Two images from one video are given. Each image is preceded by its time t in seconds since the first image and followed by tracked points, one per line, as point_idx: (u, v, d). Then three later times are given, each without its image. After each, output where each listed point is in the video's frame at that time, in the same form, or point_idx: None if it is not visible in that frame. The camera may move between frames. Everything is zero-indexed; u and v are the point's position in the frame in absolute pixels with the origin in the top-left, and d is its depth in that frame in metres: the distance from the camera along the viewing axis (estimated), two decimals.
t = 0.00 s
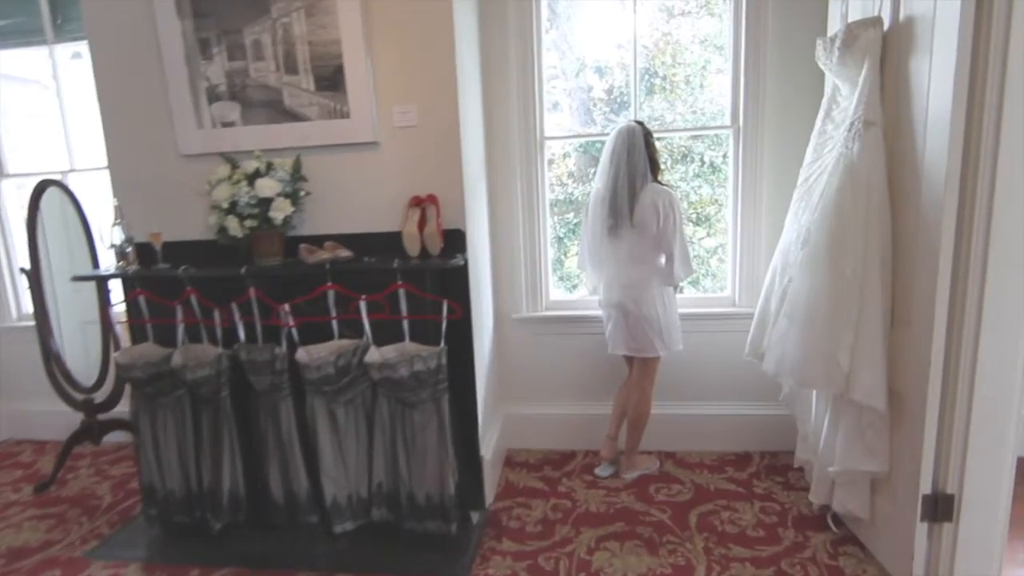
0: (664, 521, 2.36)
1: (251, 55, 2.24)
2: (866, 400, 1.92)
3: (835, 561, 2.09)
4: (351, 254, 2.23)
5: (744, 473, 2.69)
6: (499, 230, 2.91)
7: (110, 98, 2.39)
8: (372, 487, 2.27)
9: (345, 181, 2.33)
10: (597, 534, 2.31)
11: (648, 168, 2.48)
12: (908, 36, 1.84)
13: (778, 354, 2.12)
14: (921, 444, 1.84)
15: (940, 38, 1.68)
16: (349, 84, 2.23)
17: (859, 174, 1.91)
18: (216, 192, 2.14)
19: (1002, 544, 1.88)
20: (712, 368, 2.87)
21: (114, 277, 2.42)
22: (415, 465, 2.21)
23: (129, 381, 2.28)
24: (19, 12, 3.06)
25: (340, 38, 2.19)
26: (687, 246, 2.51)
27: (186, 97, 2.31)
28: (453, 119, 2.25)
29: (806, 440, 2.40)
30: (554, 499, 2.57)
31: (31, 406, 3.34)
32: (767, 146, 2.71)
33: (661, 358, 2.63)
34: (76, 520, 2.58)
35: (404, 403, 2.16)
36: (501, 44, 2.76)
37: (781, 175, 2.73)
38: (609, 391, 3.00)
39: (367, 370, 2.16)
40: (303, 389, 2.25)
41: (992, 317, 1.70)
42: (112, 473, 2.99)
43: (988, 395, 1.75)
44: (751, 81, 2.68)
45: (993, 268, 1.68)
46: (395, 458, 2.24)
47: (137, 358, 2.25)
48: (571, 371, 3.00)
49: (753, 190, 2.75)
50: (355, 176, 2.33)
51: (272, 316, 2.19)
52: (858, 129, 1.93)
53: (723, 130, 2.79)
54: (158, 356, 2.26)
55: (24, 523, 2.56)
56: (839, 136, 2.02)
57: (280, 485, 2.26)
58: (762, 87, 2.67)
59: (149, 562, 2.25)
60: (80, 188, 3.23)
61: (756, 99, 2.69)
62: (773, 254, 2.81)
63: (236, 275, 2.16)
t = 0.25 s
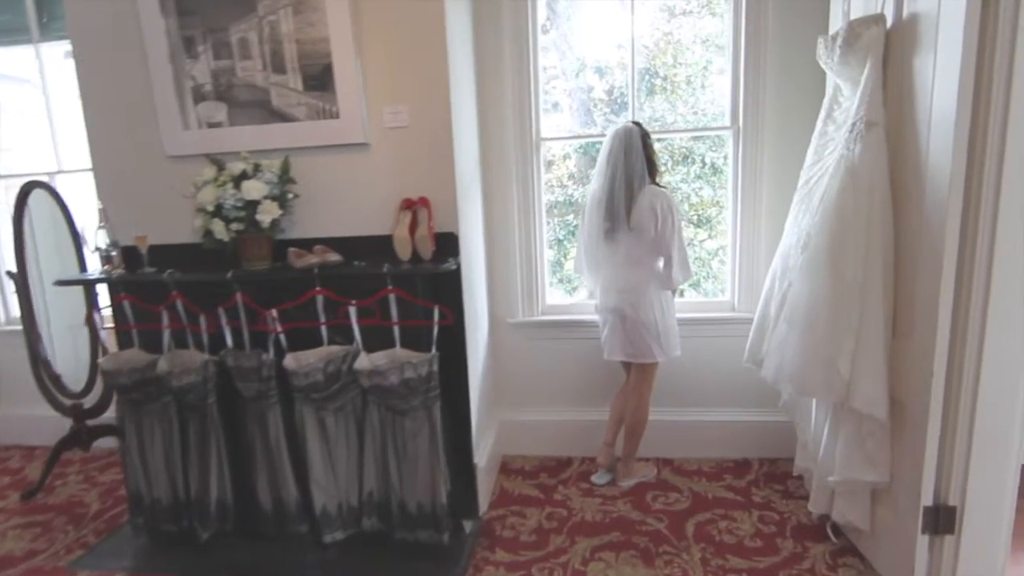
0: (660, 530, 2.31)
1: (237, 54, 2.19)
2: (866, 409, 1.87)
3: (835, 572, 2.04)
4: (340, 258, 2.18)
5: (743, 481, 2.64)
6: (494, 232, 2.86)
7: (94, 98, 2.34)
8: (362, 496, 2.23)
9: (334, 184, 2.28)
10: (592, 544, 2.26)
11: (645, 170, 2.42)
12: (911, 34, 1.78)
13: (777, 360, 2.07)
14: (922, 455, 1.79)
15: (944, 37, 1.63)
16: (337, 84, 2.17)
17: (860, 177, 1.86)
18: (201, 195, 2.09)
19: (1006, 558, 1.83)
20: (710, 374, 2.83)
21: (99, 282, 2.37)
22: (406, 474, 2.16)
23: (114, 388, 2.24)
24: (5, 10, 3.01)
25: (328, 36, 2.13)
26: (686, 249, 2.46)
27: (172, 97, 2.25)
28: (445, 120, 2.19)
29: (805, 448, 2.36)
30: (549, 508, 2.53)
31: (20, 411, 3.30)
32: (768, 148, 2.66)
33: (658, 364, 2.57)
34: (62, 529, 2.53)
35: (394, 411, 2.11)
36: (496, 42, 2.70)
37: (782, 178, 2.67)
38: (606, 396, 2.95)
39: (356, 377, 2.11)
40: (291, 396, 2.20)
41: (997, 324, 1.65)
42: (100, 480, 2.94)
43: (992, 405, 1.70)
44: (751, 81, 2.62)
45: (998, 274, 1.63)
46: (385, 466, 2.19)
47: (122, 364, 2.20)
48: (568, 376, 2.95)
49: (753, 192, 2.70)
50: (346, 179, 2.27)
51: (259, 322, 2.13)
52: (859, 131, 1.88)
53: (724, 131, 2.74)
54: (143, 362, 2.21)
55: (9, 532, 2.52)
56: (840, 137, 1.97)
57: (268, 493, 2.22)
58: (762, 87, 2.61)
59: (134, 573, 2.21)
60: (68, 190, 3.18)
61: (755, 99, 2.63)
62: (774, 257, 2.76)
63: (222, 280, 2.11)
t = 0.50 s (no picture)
0: (657, 540, 2.26)
1: (224, 52, 2.13)
2: (868, 418, 1.82)
3: None
4: (329, 262, 2.12)
5: (741, 488, 2.60)
6: (488, 235, 2.81)
7: (78, 98, 2.28)
8: (352, 504, 2.17)
9: (323, 186, 2.23)
10: (586, 553, 2.21)
11: (642, 171, 2.37)
12: (915, 32, 1.73)
13: (777, 367, 2.02)
14: (925, 465, 1.74)
15: (949, 35, 1.57)
16: (326, 83, 2.12)
17: (862, 179, 1.81)
18: (186, 197, 2.04)
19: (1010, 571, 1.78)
20: (708, 379, 2.78)
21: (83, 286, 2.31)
22: (396, 482, 2.11)
23: (98, 395, 2.18)
24: None
25: (316, 34, 2.08)
26: (683, 252, 2.41)
27: (157, 97, 2.20)
28: (436, 120, 2.14)
29: (805, 455, 2.31)
30: (543, 516, 2.48)
31: (8, 416, 3.24)
32: (768, 150, 2.61)
33: (656, 370, 2.52)
34: (47, 537, 2.48)
35: (384, 418, 2.06)
36: (491, 41, 2.65)
37: (783, 181, 2.62)
38: (603, 402, 2.90)
39: (344, 384, 2.06)
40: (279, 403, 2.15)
41: (1002, 331, 1.60)
42: (88, 486, 2.89)
43: (997, 414, 1.65)
44: (751, 82, 2.58)
45: (1004, 279, 1.58)
46: (375, 474, 2.14)
47: (106, 370, 2.15)
48: (564, 381, 2.90)
49: (753, 194, 2.65)
50: (335, 180, 2.22)
51: (245, 327, 2.08)
52: (860, 131, 1.83)
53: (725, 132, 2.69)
54: (127, 368, 2.16)
55: None
56: (841, 138, 1.92)
57: (255, 502, 2.17)
58: (762, 88, 2.57)
59: None
60: (56, 191, 3.12)
61: (755, 100, 2.58)
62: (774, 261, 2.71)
63: (207, 284, 2.05)
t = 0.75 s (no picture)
0: (653, 550, 2.22)
1: (210, 51, 2.09)
2: (869, 427, 1.77)
3: None
4: (318, 265, 2.07)
5: (740, 497, 2.54)
6: (483, 237, 2.76)
7: (63, 97, 2.24)
8: (341, 513, 2.13)
9: (312, 187, 2.18)
10: (581, 564, 2.17)
11: (639, 172, 2.31)
12: (919, 28, 1.67)
13: (776, 374, 1.96)
14: (928, 477, 1.68)
15: (954, 31, 1.52)
16: (314, 82, 2.08)
17: (863, 180, 1.76)
18: (171, 199, 1.99)
19: None
20: (707, 384, 2.73)
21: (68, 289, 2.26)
22: (386, 491, 2.06)
23: (82, 401, 2.14)
24: None
25: (304, 32, 2.04)
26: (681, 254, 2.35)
27: (143, 97, 2.16)
28: (427, 120, 2.09)
29: (805, 465, 2.26)
30: (538, 524, 2.43)
31: None
32: (768, 151, 2.55)
33: (653, 375, 2.47)
34: (35, 543, 2.44)
35: (374, 426, 2.01)
36: (486, 40, 2.60)
37: (785, 183, 2.57)
38: (600, 407, 2.85)
39: (333, 390, 2.01)
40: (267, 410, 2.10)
41: (1008, 339, 1.55)
42: (79, 492, 2.85)
43: (1003, 425, 1.59)
44: (751, 81, 2.52)
45: (1011, 285, 1.52)
46: (364, 482, 2.09)
47: (91, 376, 2.11)
48: (560, 386, 2.86)
49: (752, 196, 2.60)
50: (325, 182, 2.18)
51: (231, 332, 2.03)
52: (862, 131, 1.77)
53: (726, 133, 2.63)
54: (112, 373, 2.12)
55: None
56: (842, 139, 1.86)
57: (243, 510, 2.12)
58: (763, 87, 2.51)
59: None
60: (46, 193, 3.08)
61: (755, 100, 2.52)
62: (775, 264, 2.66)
63: (192, 288, 2.01)
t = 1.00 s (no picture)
0: (649, 561, 2.16)
1: (199, 51, 2.06)
2: (871, 437, 1.71)
3: None
4: (306, 268, 2.04)
5: (739, 505, 2.48)
6: (477, 239, 2.72)
7: (52, 98, 2.21)
8: (330, 521, 2.09)
9: (302, 189, 2.15)
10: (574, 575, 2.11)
11: (636, 173, 2.26)
12: (924, 25, 1.62)
13: (775, 381, 1.90)
14: (933, 489, 1.62)
15: (960, 26, 1.46)
16: (303, 82, 2.04)
17: (865, 182, 1.70)
18: (158, 201, 1.96)
19: None
20: (706, 390, 2.67)
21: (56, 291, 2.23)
22: (375, 499, 2.02)
23: (68, 405, 2.10)
24: None
25: (293, 32, 2.00)
26: (678, 256, 2.30)
27: (132, 97, 2.14)
28: (417, 121, 2.05)
29: (806, 473, 2.19)
30: (531, 533, 2.38)
31: None
32: (769, 152, 2.50)
33: (650, 380, 2.41)
34: (22, 548, 2.42)
35: (362, 432, 1.97)
36: (481, 40, 2.56)
37: (786, 185, 2.51)
38: (597, 412, 2.80)
39: (320, 396, 1.97)
40: (254, 415, 2.06)
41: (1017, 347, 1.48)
42: (69, 495, 2.81)
43: (1011, 436, 1.53)
44: (751, 80, 2.46)
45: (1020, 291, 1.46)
46: (353, 490, 2.05)
47: (77, 380, 2.08)
48: (556, 391, 2.81)
49: (752, 198, 2.54)
50: (314, 184, 2.14)
51: (218, 336, 2.00)
52: (864, 131, 1.72)
53: (727, 134, 2.57)
54: (99, 377, 2.09)
55: None
56: (843, 138, 1.81)
57: (229, 516, 2.09)
58: (763, 87, 2.45)
59: None
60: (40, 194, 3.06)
61: (755, 100, 2.47)
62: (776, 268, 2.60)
63: (179, 291, 1.97)
